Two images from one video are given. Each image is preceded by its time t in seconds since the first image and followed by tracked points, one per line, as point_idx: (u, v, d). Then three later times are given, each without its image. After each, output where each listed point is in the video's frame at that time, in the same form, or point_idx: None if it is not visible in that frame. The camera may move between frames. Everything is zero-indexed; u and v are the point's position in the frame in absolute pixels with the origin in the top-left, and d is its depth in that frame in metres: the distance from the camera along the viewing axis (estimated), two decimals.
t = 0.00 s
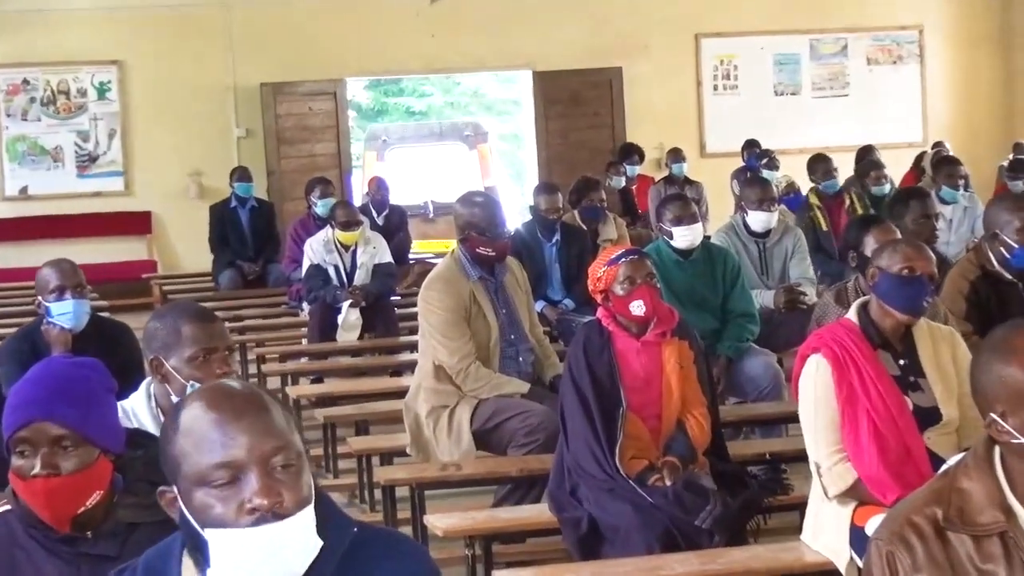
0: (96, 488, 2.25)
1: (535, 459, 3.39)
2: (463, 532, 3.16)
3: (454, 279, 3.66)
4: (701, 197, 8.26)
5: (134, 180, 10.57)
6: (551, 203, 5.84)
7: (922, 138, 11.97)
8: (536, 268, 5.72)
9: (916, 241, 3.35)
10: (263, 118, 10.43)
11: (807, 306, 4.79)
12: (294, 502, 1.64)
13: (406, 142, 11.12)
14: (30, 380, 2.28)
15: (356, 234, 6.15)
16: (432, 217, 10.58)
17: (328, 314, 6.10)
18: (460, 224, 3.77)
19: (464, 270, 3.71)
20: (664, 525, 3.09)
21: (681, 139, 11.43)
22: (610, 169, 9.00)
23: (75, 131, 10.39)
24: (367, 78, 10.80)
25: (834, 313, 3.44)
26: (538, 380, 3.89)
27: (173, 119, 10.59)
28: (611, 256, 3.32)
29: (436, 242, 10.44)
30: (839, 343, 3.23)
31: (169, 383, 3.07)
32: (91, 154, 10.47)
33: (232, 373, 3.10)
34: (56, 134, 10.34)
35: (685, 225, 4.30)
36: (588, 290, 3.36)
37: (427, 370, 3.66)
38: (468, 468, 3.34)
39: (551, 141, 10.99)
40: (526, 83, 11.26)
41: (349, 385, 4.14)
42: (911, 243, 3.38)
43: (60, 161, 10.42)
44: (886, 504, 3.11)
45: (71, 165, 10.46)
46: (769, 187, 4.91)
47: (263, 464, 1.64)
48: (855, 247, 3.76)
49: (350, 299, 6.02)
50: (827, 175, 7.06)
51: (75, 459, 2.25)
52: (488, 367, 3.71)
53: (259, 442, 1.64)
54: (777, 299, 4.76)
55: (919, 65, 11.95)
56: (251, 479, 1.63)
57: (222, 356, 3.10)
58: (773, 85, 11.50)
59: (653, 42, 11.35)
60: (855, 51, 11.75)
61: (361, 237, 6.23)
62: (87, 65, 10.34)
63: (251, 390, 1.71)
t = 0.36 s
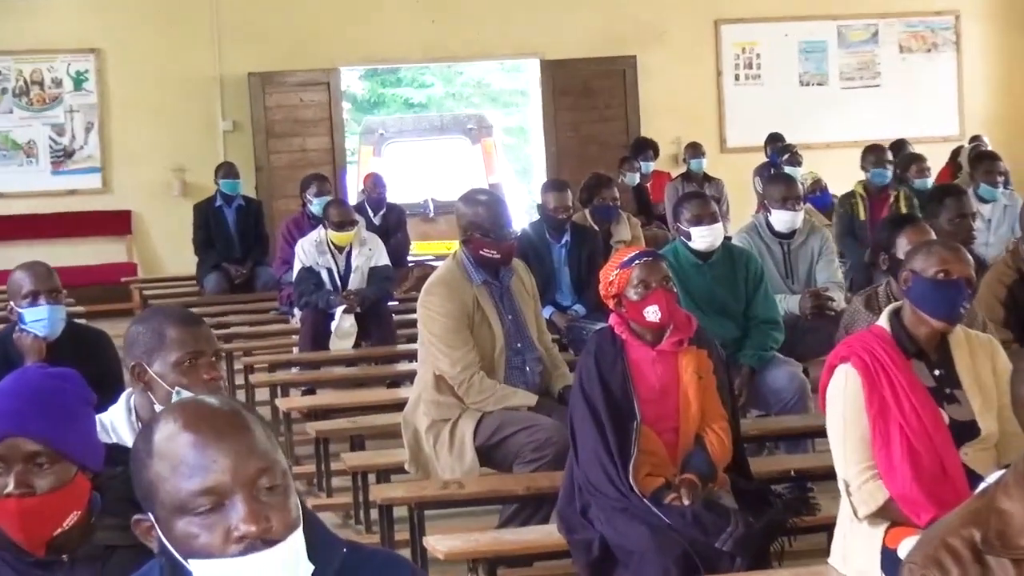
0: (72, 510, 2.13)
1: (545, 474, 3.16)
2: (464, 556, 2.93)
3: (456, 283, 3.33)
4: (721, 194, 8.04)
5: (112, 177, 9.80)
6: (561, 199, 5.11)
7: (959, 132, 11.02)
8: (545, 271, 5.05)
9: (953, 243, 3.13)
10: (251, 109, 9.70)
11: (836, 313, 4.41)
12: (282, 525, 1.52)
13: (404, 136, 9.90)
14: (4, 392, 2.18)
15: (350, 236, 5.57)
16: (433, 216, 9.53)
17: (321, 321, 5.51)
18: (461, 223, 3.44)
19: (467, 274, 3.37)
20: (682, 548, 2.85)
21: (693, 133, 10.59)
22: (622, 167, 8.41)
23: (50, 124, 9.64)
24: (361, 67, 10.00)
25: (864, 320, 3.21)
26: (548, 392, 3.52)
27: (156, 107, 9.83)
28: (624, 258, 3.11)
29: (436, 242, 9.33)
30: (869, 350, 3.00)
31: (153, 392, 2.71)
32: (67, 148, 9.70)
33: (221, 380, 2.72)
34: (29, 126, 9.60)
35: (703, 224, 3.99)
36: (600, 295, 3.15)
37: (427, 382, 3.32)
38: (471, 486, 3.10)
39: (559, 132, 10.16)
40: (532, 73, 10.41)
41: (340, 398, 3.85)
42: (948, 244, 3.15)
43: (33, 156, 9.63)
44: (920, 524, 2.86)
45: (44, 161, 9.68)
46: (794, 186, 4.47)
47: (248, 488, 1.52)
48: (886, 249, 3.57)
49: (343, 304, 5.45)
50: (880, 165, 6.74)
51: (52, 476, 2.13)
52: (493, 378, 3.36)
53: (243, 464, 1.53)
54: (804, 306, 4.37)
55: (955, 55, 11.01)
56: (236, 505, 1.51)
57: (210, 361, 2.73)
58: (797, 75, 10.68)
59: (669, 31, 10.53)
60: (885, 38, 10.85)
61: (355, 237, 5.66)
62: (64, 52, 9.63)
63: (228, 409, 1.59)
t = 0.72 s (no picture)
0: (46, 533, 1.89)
1: (558, 491, 2.95)
2: None
3: (461, 287, 3.11)
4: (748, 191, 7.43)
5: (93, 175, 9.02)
6: (575, 198, 4.72)
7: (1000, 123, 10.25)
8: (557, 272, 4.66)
9: (995, 243, 2.87)
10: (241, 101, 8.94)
11: (870, 319, 3.92)
12: (292, 547, 1.34)
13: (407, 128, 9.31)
14: None
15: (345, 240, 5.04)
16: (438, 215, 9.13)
17: (317, 328, 5.07)
18: (467, 223, 3.23)
19: (472, 277, 3.15)
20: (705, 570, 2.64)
21: (720, 125, 9.81)
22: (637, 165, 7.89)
23: (25, 115, 8.84)
24: (358, 54, 9.26)
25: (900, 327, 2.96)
26: (560, 405, 3.28)
27: (136, 98, 9.03)
28: (641, 259, 2.90)
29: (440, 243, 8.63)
30: (904, 358, 2.70)
31: (144, 400, 2.33)
32: (43, 142, 8.90)
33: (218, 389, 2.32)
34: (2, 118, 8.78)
35: (727, 224, 3.59)
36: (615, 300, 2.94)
37: (431, 393, 3.10)
38: (477, 504, 2.89)
39: (572, 127, 9.38)
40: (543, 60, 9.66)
41: (337, 411, 3.61)
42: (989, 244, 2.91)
43: (6, 149, 8.81)
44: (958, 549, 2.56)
45: (16, 156, 8.85)
46: (825, 181, 4.07)
47: (252, 507, 1.33)
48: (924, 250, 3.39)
49: (340, 309, 5.02)
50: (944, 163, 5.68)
51: (28, 495, 1.87)
52: (500, 389, 3.14)
53: (245, 482, 1.33)
54: (834, 313, 3.91)
55: (999, 40, 10.23)
56: (243, 528, 1.32)
57: (207, 368, 2.34)
58: (829, 63, 9.87)
59: (691, 14, 9.74)
60: (923, 22, 10.05)
61: (353, 237, 5.19)
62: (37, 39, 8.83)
63: (222, 422, 1.40)
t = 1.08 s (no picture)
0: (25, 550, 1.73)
1: (573, 508, 2.74)
2: None
3: (469, 289, 2.91)
4: (778, 184, 7.14)
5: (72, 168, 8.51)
6: (592, 193, 4.48)
7: None
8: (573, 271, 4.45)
9: None
10: (232, 88, 8.43)
11: (911, 324, 3.66)
12: (275, 573, 1.22)
13: (409, 118, 8.72)
14: None
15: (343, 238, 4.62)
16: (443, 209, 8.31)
17: (313, 334, 4.68)
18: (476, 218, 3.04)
19: (482, 278, 2.95)
20: None
21: (748, 115, 9.30)
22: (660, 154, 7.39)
23: None
24: (360, 36, 8.74)
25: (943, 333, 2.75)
26: (577, 415, 3.07)
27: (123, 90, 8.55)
28: (664, 259, 2.69)
29: (441, 242, 8.03)
30: (946, 367, 2.27)
31: (128, 411, 2.11)
32: (19, 132, 8.36)
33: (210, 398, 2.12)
34: None
35: (755, 220, 3.36)
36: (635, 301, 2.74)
37: (437, 403, 2.90)
38: (487, 523, 2.68)
39: (587, 117, 8.90)
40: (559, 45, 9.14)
41: (334, 422, 3.40)
42: None
43: None
44: None
45: None
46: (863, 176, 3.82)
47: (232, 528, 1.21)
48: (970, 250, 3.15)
49: (339, 313, 4.57)
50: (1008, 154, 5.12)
51: (4, 512, 1.72)
52: (512, 399, 2.93)
53: (225, 501, 1.23)
54: (872, 316, 3.64)
55: None
56: (219, 551, 1.21)
57: (197, 376, 2.14)
58: (865, 47, 9.34)
59: None
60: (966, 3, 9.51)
61: (353, 236, 4.72)
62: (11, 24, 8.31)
63: (211, 434, 1.29)
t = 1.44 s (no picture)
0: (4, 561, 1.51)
1: (585, 528, 2.55)
2: None
3: (474, 291, 2.72)
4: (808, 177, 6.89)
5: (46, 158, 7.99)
6: (606, 186, 4.15)
7: None
8: (585, 273, 4.16)
9: None
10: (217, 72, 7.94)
11: (949, 328, 3.45)
12: None
13: (409, 105, 7.92)
14: None
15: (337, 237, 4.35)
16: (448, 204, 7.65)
17: (304, 340, 4.38)
18: (480, 214, 2.84)
19: (487, 279, 2.75)
20: None
21: (774, 100, 8.68)
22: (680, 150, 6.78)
23: None
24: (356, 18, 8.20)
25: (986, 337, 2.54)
26: (590, 428, 2.87)
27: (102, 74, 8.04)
28: (684, 258, 2.50)
29: (444, 241, 7.35)
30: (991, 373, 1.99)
31: (91, 426, 1.95)
32: None
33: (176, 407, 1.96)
34: None
35: (783, 216, 3.16)
36: (653, 303, 2.55)
37: (438, 414, 2.70)
38: (495, 544, 2.49)
39: (601, 105, 8.34)
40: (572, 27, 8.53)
41: (326, 435, 3.21)
42: None
43: None
44: None
45: None
46: (898, 169, 3.55)
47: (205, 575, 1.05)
48: (1013, 248, 2.95)
49: (332, 317, 4.28)
50: None
51: None
52: (520, 409, 2.73)
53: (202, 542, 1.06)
54: (909, 320, 3.42)
55: None
56: None
57: (162, 385, 1.98)
58: (902, 30, 8.71)
59: None
60: None
61: (348, 232, 4.42)
62: None
63: (191, 458, 1.12)
